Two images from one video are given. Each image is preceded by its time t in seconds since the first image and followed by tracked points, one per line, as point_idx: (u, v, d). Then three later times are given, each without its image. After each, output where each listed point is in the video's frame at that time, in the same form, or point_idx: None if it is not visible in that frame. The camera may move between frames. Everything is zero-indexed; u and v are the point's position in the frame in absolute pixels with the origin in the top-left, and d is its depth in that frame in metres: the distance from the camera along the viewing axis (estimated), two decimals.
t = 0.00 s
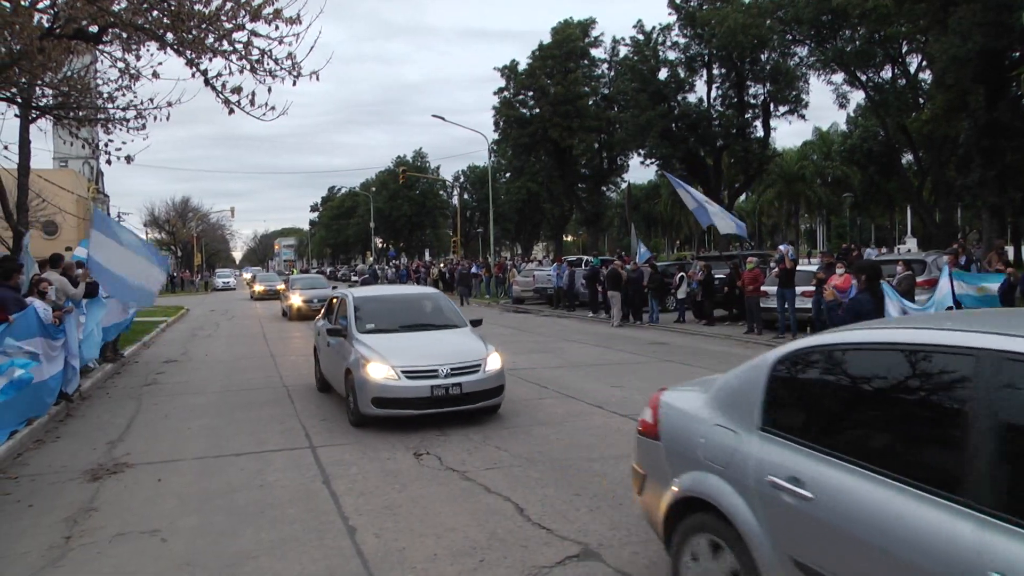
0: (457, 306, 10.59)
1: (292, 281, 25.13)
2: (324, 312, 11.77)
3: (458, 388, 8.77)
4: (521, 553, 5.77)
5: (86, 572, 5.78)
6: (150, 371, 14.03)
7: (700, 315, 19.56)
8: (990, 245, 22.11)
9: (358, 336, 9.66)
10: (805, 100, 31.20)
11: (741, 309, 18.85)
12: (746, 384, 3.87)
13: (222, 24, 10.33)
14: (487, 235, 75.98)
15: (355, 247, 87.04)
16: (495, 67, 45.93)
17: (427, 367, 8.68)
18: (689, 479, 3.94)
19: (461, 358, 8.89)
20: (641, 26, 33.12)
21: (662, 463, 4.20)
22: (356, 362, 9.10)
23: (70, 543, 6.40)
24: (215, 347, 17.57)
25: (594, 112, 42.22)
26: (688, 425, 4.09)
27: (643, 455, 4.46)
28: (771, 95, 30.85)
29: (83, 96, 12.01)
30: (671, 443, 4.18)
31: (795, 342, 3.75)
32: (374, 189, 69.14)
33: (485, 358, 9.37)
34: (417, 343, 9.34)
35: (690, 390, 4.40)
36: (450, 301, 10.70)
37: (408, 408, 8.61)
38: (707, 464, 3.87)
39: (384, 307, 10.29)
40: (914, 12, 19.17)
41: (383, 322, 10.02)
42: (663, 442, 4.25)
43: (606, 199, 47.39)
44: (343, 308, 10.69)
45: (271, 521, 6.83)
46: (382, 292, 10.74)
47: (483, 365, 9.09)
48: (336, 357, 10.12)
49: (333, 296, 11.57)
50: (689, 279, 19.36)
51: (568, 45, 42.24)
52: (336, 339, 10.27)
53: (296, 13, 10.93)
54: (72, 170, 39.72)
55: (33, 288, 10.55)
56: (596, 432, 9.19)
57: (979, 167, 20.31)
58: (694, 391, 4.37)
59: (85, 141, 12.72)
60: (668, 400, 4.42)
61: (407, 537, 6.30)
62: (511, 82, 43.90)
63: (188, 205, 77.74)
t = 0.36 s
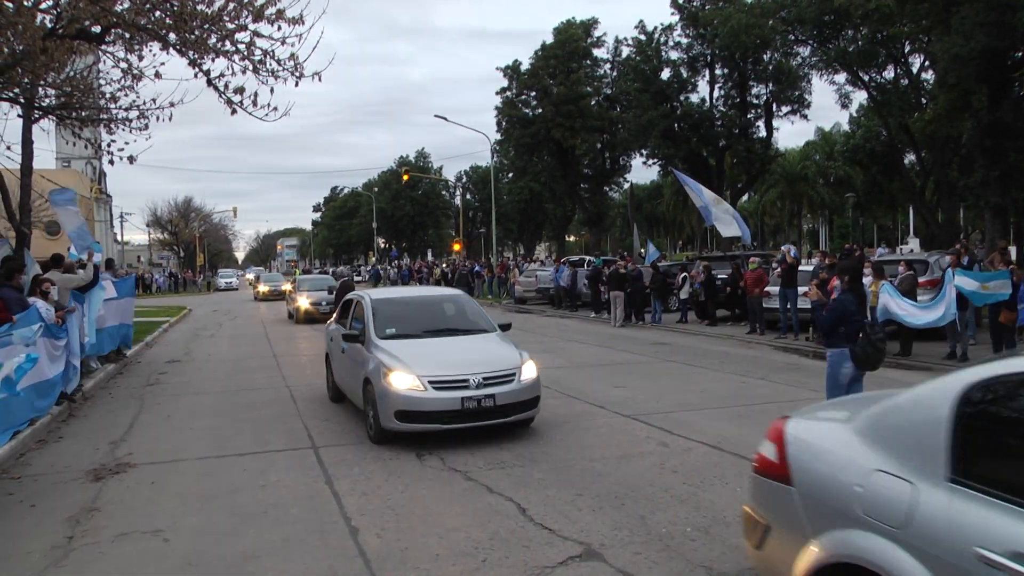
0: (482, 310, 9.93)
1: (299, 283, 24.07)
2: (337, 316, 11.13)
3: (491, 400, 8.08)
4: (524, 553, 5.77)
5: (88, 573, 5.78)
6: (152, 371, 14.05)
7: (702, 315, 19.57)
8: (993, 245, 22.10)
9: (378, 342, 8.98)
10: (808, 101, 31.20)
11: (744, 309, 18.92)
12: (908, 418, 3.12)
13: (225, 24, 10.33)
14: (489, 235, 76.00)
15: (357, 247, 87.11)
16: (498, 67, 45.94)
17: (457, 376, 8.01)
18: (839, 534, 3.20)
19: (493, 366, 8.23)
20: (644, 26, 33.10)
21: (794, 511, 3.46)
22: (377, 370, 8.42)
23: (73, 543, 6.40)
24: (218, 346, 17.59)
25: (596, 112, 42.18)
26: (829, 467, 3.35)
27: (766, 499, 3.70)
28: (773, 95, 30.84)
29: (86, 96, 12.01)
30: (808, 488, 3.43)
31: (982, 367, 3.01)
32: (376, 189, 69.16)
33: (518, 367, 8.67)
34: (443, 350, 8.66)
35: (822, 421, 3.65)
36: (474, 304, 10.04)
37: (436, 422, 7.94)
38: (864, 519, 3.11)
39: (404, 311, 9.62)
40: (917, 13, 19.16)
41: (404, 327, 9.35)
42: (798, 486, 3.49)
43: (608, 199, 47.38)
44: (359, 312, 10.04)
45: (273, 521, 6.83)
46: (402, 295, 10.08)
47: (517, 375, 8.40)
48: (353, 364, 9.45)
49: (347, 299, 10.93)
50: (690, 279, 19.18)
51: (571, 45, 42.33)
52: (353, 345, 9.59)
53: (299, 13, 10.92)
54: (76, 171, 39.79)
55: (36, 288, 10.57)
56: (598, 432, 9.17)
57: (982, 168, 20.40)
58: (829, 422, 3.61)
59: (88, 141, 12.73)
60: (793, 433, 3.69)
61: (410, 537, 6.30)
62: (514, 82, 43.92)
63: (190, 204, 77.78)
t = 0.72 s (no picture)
0: (512, 314, 9.05)
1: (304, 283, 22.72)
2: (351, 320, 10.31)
3: (532, 418, 7.23)
4: (524, 553, 5.78)
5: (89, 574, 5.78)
6: (153, 372, 14.06)
7: (703, 315, 19.56)
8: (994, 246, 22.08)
9: (401, 351, 8.10)
10: (808, 101, 31.22)
11: (744, 310, 18.89)
12: None
13: (226, 26, 10.33)
14: (490, 236, 76.01)
15: (358, 248, 87.15)
16: (499, 68, 45.95)
17: (494, 392, 7.14)
18: None
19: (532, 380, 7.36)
20: (644, 27, 33.10)
21: None
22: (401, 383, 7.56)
23: (74, 543, 6.41)
24: (218, 347, 17.61)
25: (597, 112, 42.16)
26: None
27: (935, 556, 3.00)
28: (773, 95, 30.85)
29: (87, 97, 12.01)
30: None
31: None
32: (377, 189, 69.16)
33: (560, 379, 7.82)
34: (474, 359, 7.78)
35: None
36: (501, 306, 9.16)
37: (470, 444, 7.08)
38: None
39: (426, 315, 8.73)
40: (918, 13, 19.17)
41: (427, 333, 8.47)
42: (1015, 565, 2.71)
43: (609, 200, 47.37)
44: (376, 316, 9.16)
45: (274, 522, 6.83)
46: (422, 297, 9.21)
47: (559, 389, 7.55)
48: (371, 375, 8.59)
49: (362, 302, 10.07)
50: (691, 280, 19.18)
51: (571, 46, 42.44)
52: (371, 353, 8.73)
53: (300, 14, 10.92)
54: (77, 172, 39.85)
55: (37, 290, 10.56)
56: (599, 433, 9.16)
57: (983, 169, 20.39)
58: None
59: (89, 143, 12.75)
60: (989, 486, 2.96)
61: (411, 538, 6.31)
62: (514, 83, 43.95)
63: (191, 205, 77.86)
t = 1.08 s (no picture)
0: (552, 319, 8.11)
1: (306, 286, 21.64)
2: (370, 324, 9.36)
3: (588, 440, 6.27)
4: (524, 554, 5.78)
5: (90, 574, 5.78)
6: (154, 372, 14.06)
7: (703, 315, 19.54)
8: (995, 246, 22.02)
9: (432, 360, 7.15)
10: (809, 100, 31.21)
11: (745, 310, 18.86)
12: None
13: (226, 26, 10.33)
14: (491, 237, 76.00)
15: (359, 248, 87.15)
16: (499, 68, 45.95)
17: (545, 411, 6.20)
18: None
19: (587, 397, 6.43)
20: (645, 27, 33.10)
21: None
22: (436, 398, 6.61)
23: (75, 543, 6.41)
24: (219, 348, 17.63)
25: (598, 113, 42.16)
26: None
27: None
28: (774, 95, 30.87)
29: (88, 98, 12.01)
30: None
31: None
32: (377, 190, 69.14)
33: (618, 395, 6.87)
34: (518, 371, 6.82)
35: None
36: (540, 309, 8.21)
37: (518, 472, 6.15)
38: None
39: (457, 319, 7.78)
40: (919, 13, 19.16)
41: (460, 340, 7.51)
42: None
43: (609, 200, 47.37)
44: (400, 321, 8.21)
45: (274, 522, 6.83)
46: (451, 299, 8.25)
47: (619, 405, 6.59)
48: (397, 387, 7.65)
49: (382, 303, 9.10)
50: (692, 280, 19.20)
51: (572, 46, 42.45)
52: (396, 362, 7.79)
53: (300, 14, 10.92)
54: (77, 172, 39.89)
55: (38, 290, 10.53)
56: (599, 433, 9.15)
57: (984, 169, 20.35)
58: None
59: (90, 143, 12.74)
60: None
61: (411, 538, 6.31)
62: (515, 83, 43.94)
63: (192, 205, 77.92)
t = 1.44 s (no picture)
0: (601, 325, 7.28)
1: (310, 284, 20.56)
2: (392, 329, 8.51)
3: (661, 468, 5.43)
4: (521, 553, 5.77)
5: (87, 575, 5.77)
6: (152, 372, 14.03)
7: (702, 314, 19.54)
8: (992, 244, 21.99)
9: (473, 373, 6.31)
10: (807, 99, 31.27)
11: (743, 309, 18.84)
12: None
13: (223, 25, 10.31)
14: (489, 236, 75.92)
15: (357, 247, 87.02)
16: (497, 67, 45.91)
17: (612, 436, 5.36)
18: None
19: (656, 417, 5.60)
20: (643, 26, 33.07)
21: None
22: (481, 419, 5.76)
23: (72, 544, 6.40)
24: (217, 347, 17.60)
25: (596, 112, 42.13)
26: None
27: None
28: (772, 94, 30.90)
29: (84, 97, 11.99)
30: None
31: None
32: (374, 189, 69.07)
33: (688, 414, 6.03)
34: (573, 386, 5.99)
35: None
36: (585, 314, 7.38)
37: (581, 506, 5.32)
38: None
39: (496, 326, 6.93)
40: (916, 12, 19.18)
41: (501, 350, 6.67)
42: None
43: (607, 199, 47.36)
44: (430, 328, 7.35)
45: (272, 522, 6.82)
46: (486, 303, 7.41)
47: (692, 426, 5.75)
48: (428, 402, 6.79)
49: (406, 307, 8.26)
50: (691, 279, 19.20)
51: (569, 45, 42.42)
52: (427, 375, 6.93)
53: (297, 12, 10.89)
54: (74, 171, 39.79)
55: (33, 289, 10.48)
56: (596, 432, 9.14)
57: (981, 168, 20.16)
58: None
59: (87, 142, 12.71)
60: None
61: (408, 538, 6.30)
62: (513, 82, 43.89)
63: (189, 205, 77.74)
